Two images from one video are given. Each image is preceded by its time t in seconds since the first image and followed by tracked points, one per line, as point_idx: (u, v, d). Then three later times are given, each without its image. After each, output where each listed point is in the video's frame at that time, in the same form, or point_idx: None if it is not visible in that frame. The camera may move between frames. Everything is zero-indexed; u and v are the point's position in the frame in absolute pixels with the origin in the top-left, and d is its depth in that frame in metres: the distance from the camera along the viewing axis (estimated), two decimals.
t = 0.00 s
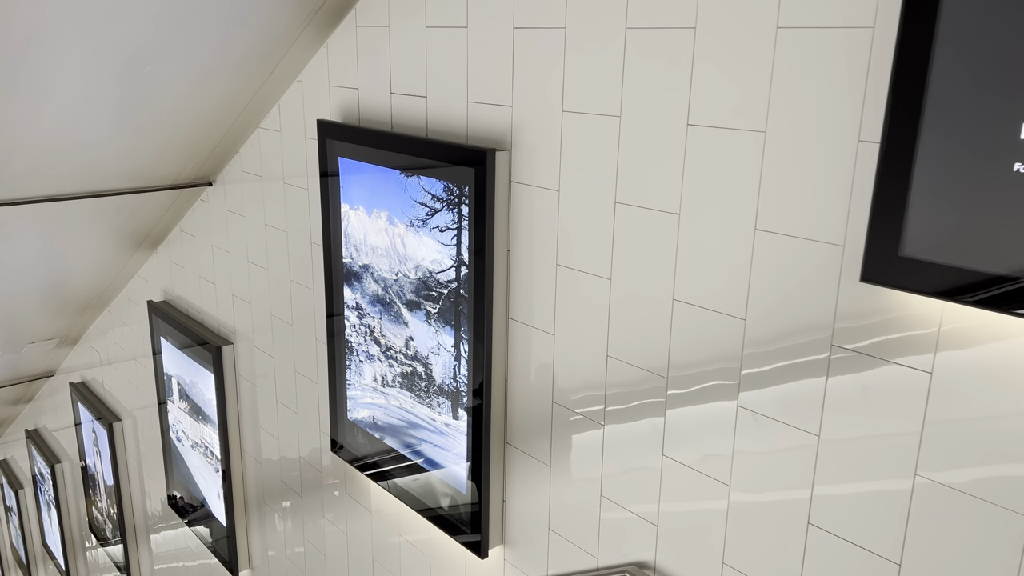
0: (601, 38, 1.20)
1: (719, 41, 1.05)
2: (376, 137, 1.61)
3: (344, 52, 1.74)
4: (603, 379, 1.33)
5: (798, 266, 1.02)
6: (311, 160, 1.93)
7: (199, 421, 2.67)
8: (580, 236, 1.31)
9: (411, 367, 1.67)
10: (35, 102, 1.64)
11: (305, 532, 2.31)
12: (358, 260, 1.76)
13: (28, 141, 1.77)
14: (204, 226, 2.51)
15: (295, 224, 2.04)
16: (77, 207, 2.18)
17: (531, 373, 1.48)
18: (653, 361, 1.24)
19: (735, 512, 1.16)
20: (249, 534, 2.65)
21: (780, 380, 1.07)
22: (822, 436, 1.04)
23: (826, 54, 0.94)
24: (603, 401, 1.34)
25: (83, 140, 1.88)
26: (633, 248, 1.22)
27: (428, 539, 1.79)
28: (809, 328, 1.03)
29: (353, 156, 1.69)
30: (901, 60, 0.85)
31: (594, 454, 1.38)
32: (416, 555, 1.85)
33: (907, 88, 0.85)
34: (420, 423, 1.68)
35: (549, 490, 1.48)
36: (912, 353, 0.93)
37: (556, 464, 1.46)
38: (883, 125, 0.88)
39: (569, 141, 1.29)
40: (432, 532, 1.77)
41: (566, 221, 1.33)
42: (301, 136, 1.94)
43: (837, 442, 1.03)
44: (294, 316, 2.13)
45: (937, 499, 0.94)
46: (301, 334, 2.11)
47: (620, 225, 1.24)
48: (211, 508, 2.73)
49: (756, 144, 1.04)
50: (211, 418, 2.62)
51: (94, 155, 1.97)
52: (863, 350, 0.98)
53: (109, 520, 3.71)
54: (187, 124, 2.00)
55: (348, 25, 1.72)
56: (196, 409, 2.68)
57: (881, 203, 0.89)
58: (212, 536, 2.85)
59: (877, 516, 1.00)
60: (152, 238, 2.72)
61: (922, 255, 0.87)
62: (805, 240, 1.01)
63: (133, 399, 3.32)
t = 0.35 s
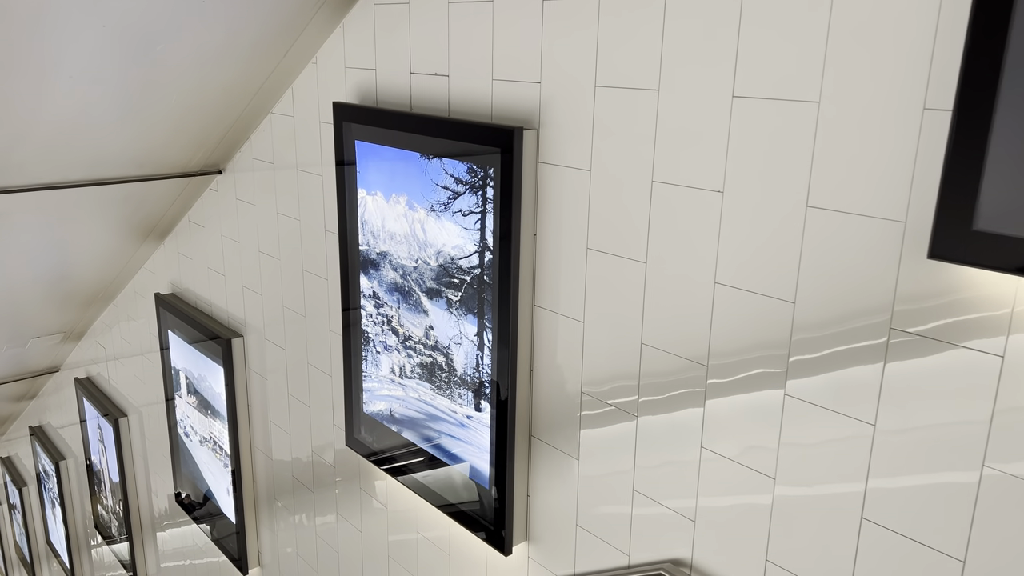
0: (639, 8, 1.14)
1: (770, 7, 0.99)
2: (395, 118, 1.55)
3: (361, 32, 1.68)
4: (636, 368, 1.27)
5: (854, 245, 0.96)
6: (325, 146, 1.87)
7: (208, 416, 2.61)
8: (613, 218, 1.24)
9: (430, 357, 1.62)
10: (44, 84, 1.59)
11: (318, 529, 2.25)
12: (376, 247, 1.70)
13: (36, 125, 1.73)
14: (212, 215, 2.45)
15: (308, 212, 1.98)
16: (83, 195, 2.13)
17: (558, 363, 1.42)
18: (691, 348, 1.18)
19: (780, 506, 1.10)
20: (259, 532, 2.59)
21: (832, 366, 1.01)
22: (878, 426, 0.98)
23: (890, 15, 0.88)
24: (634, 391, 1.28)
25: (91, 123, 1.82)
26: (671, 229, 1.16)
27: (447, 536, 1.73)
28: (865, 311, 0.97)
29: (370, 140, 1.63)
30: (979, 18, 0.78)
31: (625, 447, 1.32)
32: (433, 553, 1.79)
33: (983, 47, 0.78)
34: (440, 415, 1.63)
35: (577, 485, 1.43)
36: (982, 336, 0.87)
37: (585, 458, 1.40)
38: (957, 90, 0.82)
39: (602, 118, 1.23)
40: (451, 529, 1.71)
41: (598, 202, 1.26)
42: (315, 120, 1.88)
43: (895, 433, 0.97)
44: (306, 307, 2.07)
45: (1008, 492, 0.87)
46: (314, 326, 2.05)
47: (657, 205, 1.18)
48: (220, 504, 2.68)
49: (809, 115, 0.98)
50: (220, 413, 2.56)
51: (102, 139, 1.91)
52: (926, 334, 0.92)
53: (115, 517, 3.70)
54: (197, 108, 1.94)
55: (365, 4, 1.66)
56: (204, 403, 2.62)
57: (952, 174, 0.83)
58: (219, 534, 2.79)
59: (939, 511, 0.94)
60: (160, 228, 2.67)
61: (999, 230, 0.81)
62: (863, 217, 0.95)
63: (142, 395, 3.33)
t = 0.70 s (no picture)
0: None
1: None
2: (416, 99, 1.49)
3: (380, 11, 1.62)
4: (673, 356, 1.21)
5: (917, 222, 0.90)
6: (341, 130, 1.81)
7: (216, 410, 2.56)
8: (650, 199, 1.18)
9: (452, 347, 1.57)
10: (51, 61, 1.53)
11: (331, 526, 2.20)
12: (394, 234, 1.65)
13: (43, 107, 1.67)
14: (222, 205, 2.40)
15: (323, 200, 1.93)
16: (91, 182, 2.08)
17: (587, 352, 1.36)
18: (734, 335, 1.12)
19: (830, 501, 1.05)
20: (269, 530, 2.54)
21: (891, 352, 0.95)
22: (942, 414, 0.92)
23: None
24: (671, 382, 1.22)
25: (98, 106, 1.76)
26: (714, 210, 1.10)
27: (467, 533, 1.68)
28: (929, 293, 0.91)
29: (389, 122, 1.57)
30: None
31: (660, 440, 1.26)
32: (452, 551, 1.74)
33: None
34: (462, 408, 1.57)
35: (607, 479, 1.37)
36: None
37: (616, 451, 1.34)
38: None
39: (638, 94, 1.17)
40: (472, 525, 1.66)
41: (633, 182, 1.20)
42: (330, 104, 1.83)
43: (960, 423, 0.91)
44: (320, 298, 2.01)
45: None
46: (328, 317, 2.00)
47: (698, 184, 1.12)
48: (229, 501, 2.62)
49: (869, 83, 0.92)
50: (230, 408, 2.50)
51: (110, 123, 1.85)
52: (998, 316, 0.86)
53: (120, 514, 3.69)
54: (208, 91, 1.89)
55: None
56: (213, 397, 2.57)
57: None
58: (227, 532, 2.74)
59: (1008, 507, 0.88)
60: (169, 219, 2.62)
61: None
62: (927, 192, 0.89)
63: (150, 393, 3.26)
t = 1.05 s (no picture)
0: None
1: None
2: (437, 77, 1.43)
3: None
4: (714, 344, 1.15)
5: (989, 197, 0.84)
6: (356, 114, 1.75)
7: (226, 405, 2.50)
8: (690, 178, 1.13)
9: (474, 337, 1.51)
10: (56, 40, 1.48)
11: (344, 523, 2.14)
12: (413, 220, 1.59)
13: (49, 89, 1.62)
14: (231, 193, 2.34)
15: (337, 186, 1.87)
16: (97, 170, 2.03)
17: (620, 341, 1.30)
18: (781, 320, 1.06)
19: (886, 495, 0.99)
20: (278, 527, 2.48)
21: (956, 337, 0.89)
22: (1014, 402, 0.86)
23: None
24: (710, 370, 1.16)
25: (105, 89, 1.71)
26: (760, 187, 1.04)
27: (489, 529, 1.63)
28: (1001, 272, 0.84)
29: (409, 102, 1.51)
30: None
31: (698, 431, 1.20)
32: (472, 548, 1.69)
33: None
34: (485, 399, 1.52)
35: (641, 473, 1.31)
36: None
37: (649, 443, 1.28)
38: None
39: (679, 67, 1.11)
40: (494, 521, 1.61)
41: (672, 161, 1.14)
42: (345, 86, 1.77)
43: None
44: (334, 287, 1.96)
45: None
46: (342, 308, 1.94)
47: (743, 161, 1.06)
48: (237, 498, 2.57)
49: (937, 47, 0.86)
50: (239, 403, 2.44)
51: (117, 107, 1.80)
52: None
53: (125, 512, 3.64)
54: (218, 74, 1.83)
55: None
56: (222, 392, 2.51)
57: None
58: (233, 529, 2.68)
59: None
60: (176, 208, 2.57)
61: None
62: (1002, 164, 0.83)
63: (156, 389, 3.24)
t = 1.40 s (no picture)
0: None
1: None
2: (462, 54, 1.37)
3: None
4: (761, 329, 1.09)
5: None
6: (373, 97, 1.69)
7: (235, 399, 2.44)
8: (735, 154, 1.07)
9: (499, 325, 1.45)
10: (64, 17, 1.42)
11: (358, 519, 2.09)
12: (435, 205, 1.53)
13: (55, 68, 1.56)
14: (241, 182, 2.28)
15: (353, 171, 1.81)
16: (104, 155, 1.97)
17: (655, 328, 1.24)
18: (835, 304, 1.00)
19: (950, 489, 0.93)
20: (288, 524, 2.43)
21: None
22: None
23: None
24: (755, 358, 1.10)
25: (114, 71, 1.66)
26: (814, 163, 0.99)
27: (513, 525, 1.58)
28: None
29: (431, 82, 1.45)
30: None
31: (741, 422, 1.14)
32: (494, 545, 1.63)
33: None
34: (510, 391, 1.46)
35: (678, 466, 1.25)
36: None
37: (687, 435, 1.22)
38: None
39: (725, 36, 1.05)
40: (519, 517, 1.55)
41: (715, 136, 1.09)
42: (362, 67, 1.71)
43: None
44: (348, 276, 1.90)
45: None
46: (358, 298, 1.88)
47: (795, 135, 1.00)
48: (247, 494, 2.51)
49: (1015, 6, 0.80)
50: (248, 397, 2.38)
51: (125, 90, 1.75)
52: None
53: (130, 509, 3.58)
54: (230, 56, 1.77)
55: None
56: (231, 386, 2.45)
57: None
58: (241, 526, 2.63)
59: None
60: (184, 198, 2.51)
61: None
62: None
63: (162, 386, 3.17)
